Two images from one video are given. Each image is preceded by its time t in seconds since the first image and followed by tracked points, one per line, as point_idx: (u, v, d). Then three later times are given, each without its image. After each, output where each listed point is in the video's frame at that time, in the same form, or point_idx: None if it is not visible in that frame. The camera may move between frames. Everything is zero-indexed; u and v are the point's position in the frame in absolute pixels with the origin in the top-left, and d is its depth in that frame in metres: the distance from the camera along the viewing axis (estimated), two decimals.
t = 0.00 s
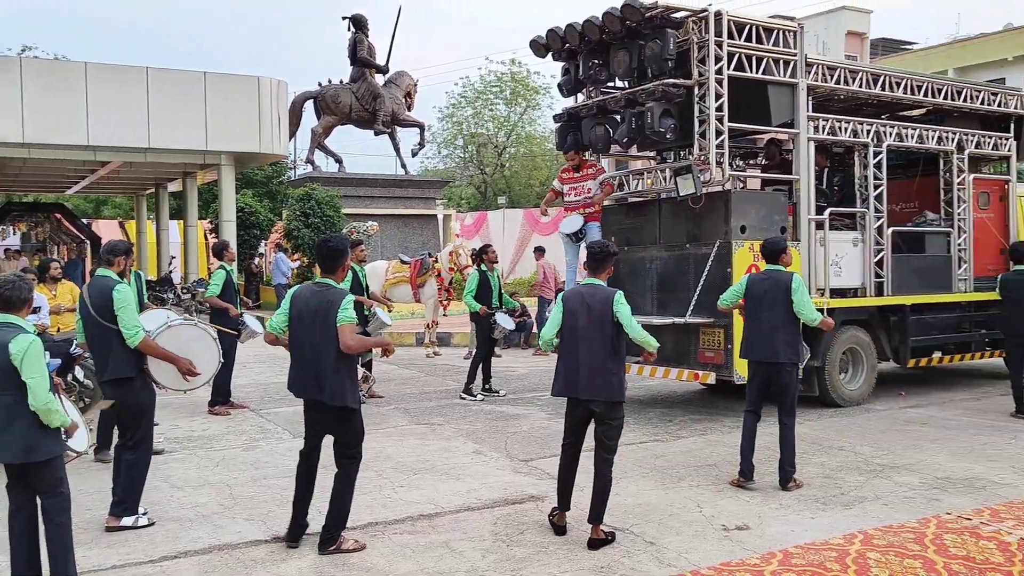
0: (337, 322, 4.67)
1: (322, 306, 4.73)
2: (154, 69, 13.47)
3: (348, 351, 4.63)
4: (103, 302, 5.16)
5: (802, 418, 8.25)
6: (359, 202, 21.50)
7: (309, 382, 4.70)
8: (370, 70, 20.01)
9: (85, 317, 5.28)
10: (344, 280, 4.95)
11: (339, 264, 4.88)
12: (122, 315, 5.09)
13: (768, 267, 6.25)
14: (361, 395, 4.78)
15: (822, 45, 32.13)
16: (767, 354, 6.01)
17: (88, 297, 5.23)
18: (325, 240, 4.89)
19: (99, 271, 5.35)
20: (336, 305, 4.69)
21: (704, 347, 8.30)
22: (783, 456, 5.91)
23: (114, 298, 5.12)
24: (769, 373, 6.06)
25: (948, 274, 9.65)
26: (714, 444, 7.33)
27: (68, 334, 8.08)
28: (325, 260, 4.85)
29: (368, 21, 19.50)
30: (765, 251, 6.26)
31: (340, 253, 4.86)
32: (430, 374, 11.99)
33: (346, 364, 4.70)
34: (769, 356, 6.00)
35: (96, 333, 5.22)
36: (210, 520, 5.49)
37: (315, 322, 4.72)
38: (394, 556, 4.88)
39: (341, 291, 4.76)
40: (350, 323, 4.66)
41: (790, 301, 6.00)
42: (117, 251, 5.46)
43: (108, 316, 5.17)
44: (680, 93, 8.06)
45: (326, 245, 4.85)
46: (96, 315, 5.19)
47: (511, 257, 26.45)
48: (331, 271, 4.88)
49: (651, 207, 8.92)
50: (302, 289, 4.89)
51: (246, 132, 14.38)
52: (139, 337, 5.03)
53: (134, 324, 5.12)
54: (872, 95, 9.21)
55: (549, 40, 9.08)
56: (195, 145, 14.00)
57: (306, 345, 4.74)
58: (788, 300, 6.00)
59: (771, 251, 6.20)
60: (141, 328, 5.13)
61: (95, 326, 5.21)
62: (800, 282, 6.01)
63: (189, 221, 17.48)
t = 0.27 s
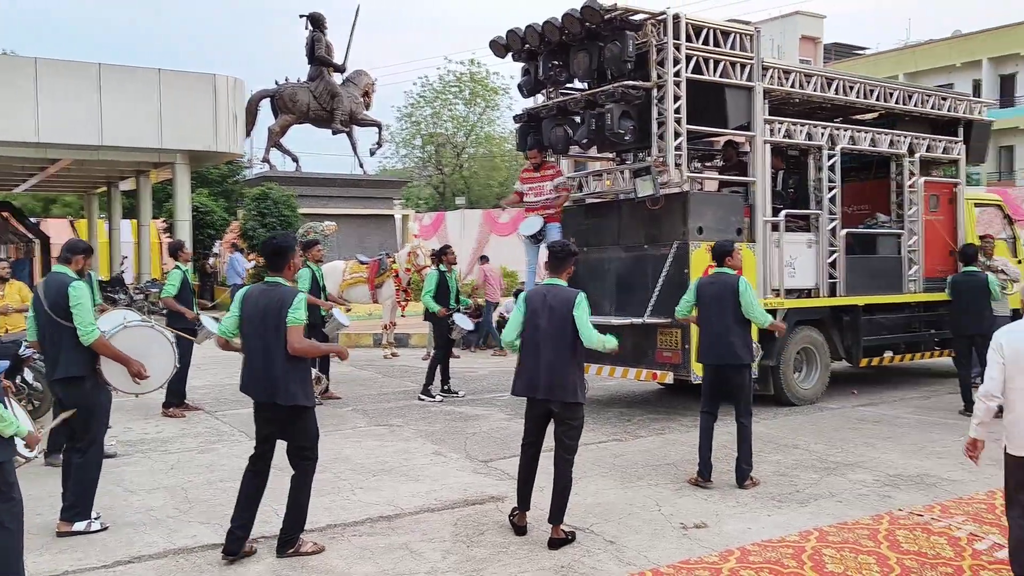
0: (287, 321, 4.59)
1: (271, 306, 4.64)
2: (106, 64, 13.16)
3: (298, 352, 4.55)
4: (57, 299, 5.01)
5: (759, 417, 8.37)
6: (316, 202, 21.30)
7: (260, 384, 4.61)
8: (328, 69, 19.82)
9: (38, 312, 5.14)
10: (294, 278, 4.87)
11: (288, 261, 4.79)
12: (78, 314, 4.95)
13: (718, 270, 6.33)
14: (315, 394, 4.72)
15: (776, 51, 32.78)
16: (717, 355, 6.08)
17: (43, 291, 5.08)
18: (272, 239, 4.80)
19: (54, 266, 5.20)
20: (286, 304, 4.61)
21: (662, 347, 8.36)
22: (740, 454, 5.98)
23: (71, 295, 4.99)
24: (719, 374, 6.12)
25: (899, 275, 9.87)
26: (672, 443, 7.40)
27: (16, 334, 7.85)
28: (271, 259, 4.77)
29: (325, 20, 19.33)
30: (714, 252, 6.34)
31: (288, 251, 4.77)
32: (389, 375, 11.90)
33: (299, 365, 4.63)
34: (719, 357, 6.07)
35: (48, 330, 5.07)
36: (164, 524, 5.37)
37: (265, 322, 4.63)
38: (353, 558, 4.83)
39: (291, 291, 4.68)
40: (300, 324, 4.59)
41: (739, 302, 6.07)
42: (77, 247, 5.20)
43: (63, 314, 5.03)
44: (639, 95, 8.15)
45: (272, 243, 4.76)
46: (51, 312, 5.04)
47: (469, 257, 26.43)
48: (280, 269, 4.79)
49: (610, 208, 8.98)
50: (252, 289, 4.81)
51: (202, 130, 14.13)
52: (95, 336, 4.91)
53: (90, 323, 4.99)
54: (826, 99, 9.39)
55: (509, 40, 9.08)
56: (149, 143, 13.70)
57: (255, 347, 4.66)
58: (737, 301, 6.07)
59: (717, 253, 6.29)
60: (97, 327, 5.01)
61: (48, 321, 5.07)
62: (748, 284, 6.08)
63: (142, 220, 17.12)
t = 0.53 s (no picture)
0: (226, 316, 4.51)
1: (211, 301, 4.54)
2: (53, 59, 12.82)
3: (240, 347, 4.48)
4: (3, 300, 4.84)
5: (714, 415, 8.47)
6: (270, 201, 21.01)
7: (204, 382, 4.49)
8: (282, 67, 19.51)
9: None
10: (236, 271, 4.75)
11: (228, 254, 4.66)
12: (27, 315, 4.82)
13: (669, 269, 6.39)
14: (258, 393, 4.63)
15: (729, 54, 33.28)
16: (670, 353, 6.15)
17: None
18: (210, 233, 4.67)
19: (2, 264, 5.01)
20: (227, 300, 4.53)
21: (619, 345, 8.39)
22: (695, 451, 6.04)
23: (19, 296, 4.83)
24: (672, 372, 6.19)
25: (850, 274, 10.07)
26: (630, 441, 7.44)
27: None
28: (209, 253, 4.63)
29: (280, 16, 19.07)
30: (663, 252, 6.39)
31: (226, 245, 4.65)
32: (344, 375, 11.78)
33: (240, 362, 4.55)
34: (671, 356, 6.14)
35: None
36: (115, 527, 5.24)
37: (207, 318, 4.53)
38: (309, 559, 4.76)
39: (230, 285, 4.59)
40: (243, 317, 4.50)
41: (691, 301, 6.14)
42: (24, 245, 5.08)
43: (8, 314, 4.86)
44: (596, 95, 8.18)
45: (210, 237, 4.62)
46: None
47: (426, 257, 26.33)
48: (219, 263, 4.67)
49: (567, 208, 9.01)
50: (191, 287, 4.69)
51: (153, 127, 13.84)
52: (51, 339, 4.80)
53: (41, 324, 4.86)
54: (779, 101, 9.54)
55: (466, 39, 9.05)
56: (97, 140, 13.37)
57: (196, 345, 4.54)
58: (688, 300, 6.15)
59: (669, 252, 6.34)
60: (49, 329, 4.89)
61: None
62: (700, 284, 6.17)
63: (91, 218, 16.70)
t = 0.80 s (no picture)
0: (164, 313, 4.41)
1: (150, 293, 4.47)
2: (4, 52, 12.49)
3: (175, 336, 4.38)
4: None
5: (674, 412, 8.54)
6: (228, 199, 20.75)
7: (143, 379, 4.41)
8: (241, 63, 19.23)
9: None
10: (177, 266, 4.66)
11: (168, 250, 4.57)
12: None
13: (626, 268, 6.43)
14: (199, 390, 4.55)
15: (689, 55, 33.61)
16: (627, 352, 6.18)
17: None
18: (149, 229, 4.58)
19: None
20: (165, 291, 4.44)
21: (581, 344, 8.42)
22: (655, 449, 6.09)
23: None
24: (630, 371, 6.23)
25: (807, 273, 10.21)
26: (591, 439, 7.47)
27: None
28: (148, 249, 4.54)
29: (238, 12, 18.80)
30: (622, 251, 6.42)
31: (165, 241, 4.56)
32: (304, 375, 11.65)
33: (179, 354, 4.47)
34: (629, 354, 6.17)
35: None
36: (67, 530, 5.11)
37: (145, 315, 4.44)
38: (267, 561, 4.69)
39: (168, 278, 4.51)
40: (182, 306, 4.43)
41: (647, 299, 6.18)
42: None
43: None
44: (557, 94, 8.20)
45: (149, 233, 4.54)
46: None
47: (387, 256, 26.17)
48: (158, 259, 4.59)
49: (529, 208, 9.02)
50: (130, 284, 4.59)
51: (108, 123, 13.56)
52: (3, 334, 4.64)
53: None
54: (738, 102, 9.65)
55: (428, 37, 9.00)
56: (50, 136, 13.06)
57: (135, 340, 4.46)
58: (645, 299, 6.20)
59: (625, 251, 6.38)
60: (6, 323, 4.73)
61: None
62: (656, 281, 6.20)
63: (44, 216, 16.31)
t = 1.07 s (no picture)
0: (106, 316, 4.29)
1: (93, 301, 4.35)
2: None
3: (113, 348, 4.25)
4: None
5: (644, 412, 8.56)
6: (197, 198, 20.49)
7: (89, 386, 4.31)
8: (211, 61, 19.01)
9: None
10: (127, 269, 4.55)
11: (116, 252, 4.47)
12: None
13: (595, 268, 6.42)
14: (147, 395, 4.42)
15: (660, 55, 33.78)
16: (597, 353, 6.18)
17: None
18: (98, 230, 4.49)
19: None
20: (107, 299, 4.32)
21: (551, 344, 8.41)
22: (624, 448, 6.09)
23: None
24: (600, 372, 6.22)
25: (775, 273, 10.29)
26: (560, 439, 7.46)
27: None
28: (96, 251, 4.45)
29: (207, 9, 18.57)
30: (589, 251, 6.40)
31: (112, 242, 4.46)
32: (272, 376, 11.54)
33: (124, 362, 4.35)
34: (599, 355, 6.17)
35: None
36: (25, 534, 5.00)
37: (91, 318, 4.34)
38: (230, 564, 4.62)
39: (113, 285, 4.38)
40: (124, 317, 4.28)
41: (617, 301, 6.21)
42: None
43: None
44: (527, 94, 8.19)
45: (97, 235, 4.45)
46: None
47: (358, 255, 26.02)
48: (106, 262, 4.48)
49: (499, 208, 8.99)
50: (79, 288, 4.48)
51: (73, 120, 13.31)
52: None
53: None
54: (707, 103, 9.70)
55: (397, 35, 8.94)
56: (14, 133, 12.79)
57: (83, 347, 4.37)
58: (615, 300, 6.22)
59: (596, 251, 6.36)
60: None
61: None
62: (624, 284, 6.22)
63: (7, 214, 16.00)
